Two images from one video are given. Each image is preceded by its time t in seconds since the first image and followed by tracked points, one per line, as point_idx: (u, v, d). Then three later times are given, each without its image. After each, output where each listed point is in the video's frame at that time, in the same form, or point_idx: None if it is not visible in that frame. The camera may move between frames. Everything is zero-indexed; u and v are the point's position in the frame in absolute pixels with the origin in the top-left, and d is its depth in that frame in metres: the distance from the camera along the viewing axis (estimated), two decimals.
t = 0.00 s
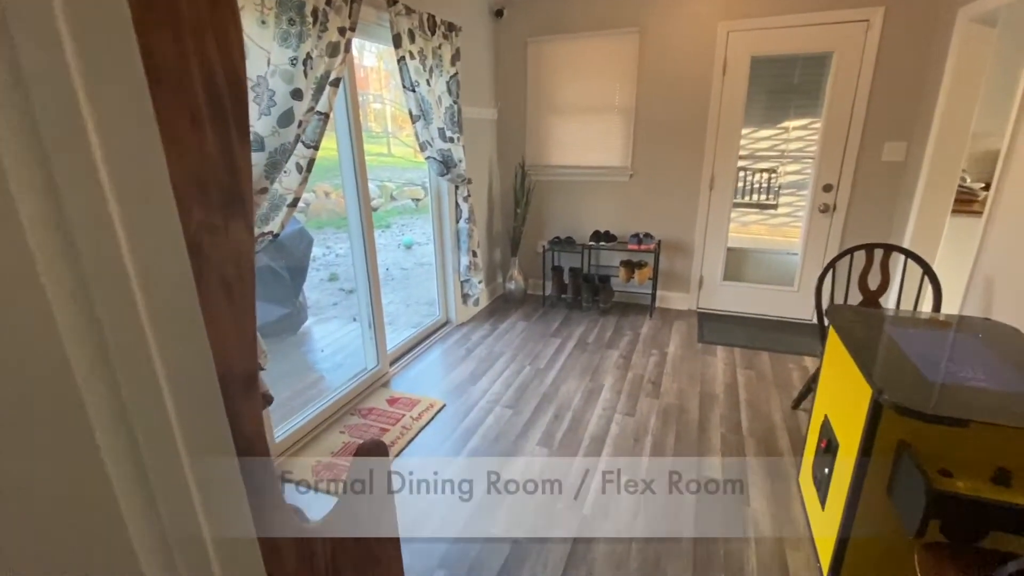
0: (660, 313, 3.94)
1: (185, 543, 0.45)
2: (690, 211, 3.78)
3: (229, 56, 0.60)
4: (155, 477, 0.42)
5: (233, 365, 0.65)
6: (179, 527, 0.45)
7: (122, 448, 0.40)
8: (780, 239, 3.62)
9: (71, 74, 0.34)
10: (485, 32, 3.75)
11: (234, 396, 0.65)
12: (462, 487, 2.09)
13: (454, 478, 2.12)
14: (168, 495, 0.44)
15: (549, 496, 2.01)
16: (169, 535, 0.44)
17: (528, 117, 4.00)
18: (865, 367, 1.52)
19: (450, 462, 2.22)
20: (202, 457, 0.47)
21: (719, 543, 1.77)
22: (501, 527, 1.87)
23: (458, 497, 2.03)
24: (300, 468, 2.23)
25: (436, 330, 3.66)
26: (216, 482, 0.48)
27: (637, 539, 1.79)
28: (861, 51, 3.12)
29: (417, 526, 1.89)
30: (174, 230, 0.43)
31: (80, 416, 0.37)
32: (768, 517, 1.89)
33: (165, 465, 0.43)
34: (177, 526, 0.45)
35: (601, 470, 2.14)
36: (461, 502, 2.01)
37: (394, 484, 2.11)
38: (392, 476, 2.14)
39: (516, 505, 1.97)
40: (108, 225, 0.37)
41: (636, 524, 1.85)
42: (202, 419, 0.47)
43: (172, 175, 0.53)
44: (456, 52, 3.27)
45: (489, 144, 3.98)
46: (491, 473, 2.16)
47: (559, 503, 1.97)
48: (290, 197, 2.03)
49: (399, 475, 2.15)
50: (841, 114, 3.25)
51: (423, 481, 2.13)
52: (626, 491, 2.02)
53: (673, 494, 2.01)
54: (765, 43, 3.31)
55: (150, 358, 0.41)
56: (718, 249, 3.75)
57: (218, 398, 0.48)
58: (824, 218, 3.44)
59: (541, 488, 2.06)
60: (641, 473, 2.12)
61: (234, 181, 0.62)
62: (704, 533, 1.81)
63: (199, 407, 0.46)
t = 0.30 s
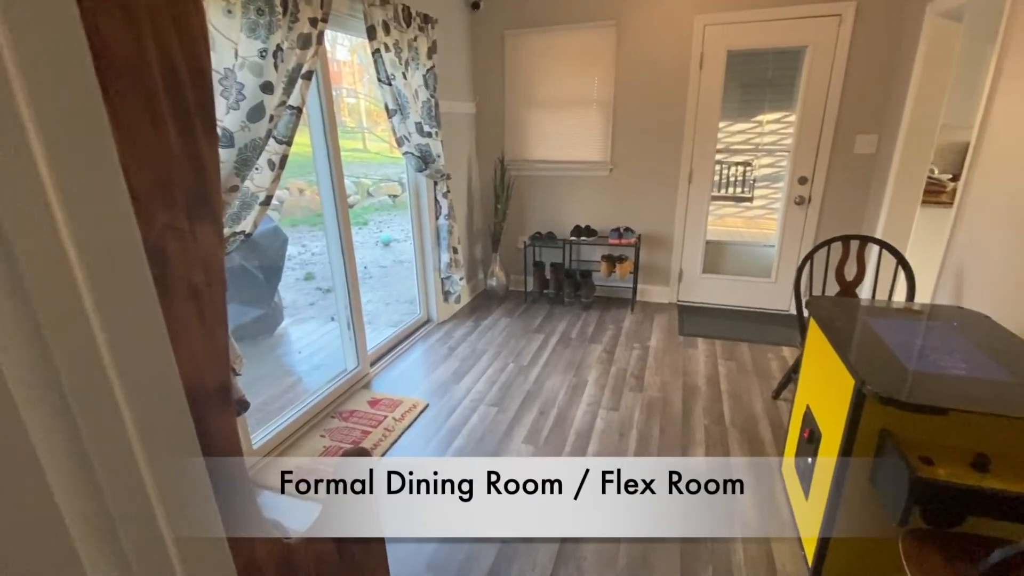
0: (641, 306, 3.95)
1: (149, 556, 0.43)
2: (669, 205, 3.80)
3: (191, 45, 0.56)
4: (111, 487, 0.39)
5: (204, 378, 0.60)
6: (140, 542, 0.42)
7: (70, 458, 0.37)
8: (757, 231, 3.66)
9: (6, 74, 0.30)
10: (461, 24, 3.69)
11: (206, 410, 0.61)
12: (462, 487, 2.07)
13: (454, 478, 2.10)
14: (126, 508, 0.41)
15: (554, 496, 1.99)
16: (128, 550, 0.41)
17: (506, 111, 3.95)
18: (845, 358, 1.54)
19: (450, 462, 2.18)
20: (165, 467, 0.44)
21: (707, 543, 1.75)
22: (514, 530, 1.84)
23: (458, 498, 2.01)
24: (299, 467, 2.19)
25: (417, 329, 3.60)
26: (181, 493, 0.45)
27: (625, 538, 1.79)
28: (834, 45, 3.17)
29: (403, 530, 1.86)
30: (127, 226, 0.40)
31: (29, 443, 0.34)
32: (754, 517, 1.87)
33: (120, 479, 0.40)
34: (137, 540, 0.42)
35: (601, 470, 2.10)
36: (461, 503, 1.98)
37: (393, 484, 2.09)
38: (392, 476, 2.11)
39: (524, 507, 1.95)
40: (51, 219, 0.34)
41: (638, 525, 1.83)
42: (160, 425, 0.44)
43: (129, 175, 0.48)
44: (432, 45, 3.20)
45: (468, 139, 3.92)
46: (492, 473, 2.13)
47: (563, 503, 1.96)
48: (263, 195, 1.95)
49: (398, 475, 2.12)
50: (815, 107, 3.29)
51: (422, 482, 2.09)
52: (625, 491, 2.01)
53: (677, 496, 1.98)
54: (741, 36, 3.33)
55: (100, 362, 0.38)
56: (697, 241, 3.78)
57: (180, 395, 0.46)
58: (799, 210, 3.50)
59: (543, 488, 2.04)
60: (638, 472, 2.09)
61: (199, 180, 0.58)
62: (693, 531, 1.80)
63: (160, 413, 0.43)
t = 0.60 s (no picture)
0: (618, 301, 3.98)
1: None
2: (644, 200, 3.83)
3: (145, 34, 0.51)
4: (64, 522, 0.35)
5: (167, 390, 0.56)
6: None
7: (19, 492, 0.32)
8: (730, 225, 3.72)
9: None
10: (433, 18, 3.62)
11: (169, 424, 0.56)
12: (462, 487, 2.05)
13: (454, 478, 2.08)
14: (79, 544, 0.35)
15: (554, 497, 1.98)
16: None
17: (481, 106, 3.92)
18: (819, 348, 1.56)
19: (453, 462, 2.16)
20: (125, 479, 0.38)
21: (688, 543, 1.76)
22: (517, 530, 1.83)
23: (458, 498, 1.99)
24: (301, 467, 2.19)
25: (394, 329, 3.55)
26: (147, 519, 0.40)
27: (606, 538, 1.79)
28: (803, 42, 3.23)
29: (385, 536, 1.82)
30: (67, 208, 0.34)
31: None
32: (733, 518, 1.86)
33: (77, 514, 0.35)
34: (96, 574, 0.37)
35: (601, 470, 2.09)
36: (461, 503, 1.97)
37: (393, 484, 2.07)
38: (392, 476, 2.10)
39: (525, 508, 1.93)
40: None
41: (643, 526, 1.83)
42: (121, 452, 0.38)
43: (74, 174, 0.43)
44: (404, 39, 3.13)
45: (442, 134, 3.87)
46: (492, 473, 2.11)
47: (563, 504, 1.95)
48: (229, 194, 1.88)
49: (398, 475, 2.10)
50: (785, 103, 3.35)
51: (422, 482, 2.08)
52: (625, 491, 2.00)
53: (677, 497, 1.97)
54: (713, 33, 3.36)
55: (41, 368, 0.32)
56: (672, 236, 3.82)
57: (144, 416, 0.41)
58: (770, 204, 3.57)
59: (543, 488, 2.03)
60: (639, 471, 2.09)
61: (157, 180, 0.53)
62: (676, 531, 1.80)
63: (121, 431, 0.38)
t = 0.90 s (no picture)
0: (597, 299, 4.00)
1: (37, 554, 0.40)
2: (621, 198, 3.85)
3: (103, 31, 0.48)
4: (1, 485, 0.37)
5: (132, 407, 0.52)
6: (27, 541, 0.39)
7: None
8: (704, 223, 3.78)
9: None
10: (406, 15, 3.57)
11: (134, 444, 0.52)
12: (462, 487, 2.04)
13: (454, 478, 2.07)
14: (10, 507, 0.38)
15: (554, 497, 1.97)
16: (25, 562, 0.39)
17: (456, 105, 3.88)
18: (793, 341, 1.59)
19: (452, 461, 2.15)
20: (65, 460, 0.41)
21: (673, 547, 1.74)
22: (516, 530, 1.83)
23: (458, 498, 1.98)
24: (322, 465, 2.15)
25: (372, 331, 3.49)
26: (85, 489, 0.43)
27: (592, 538, 1.79)
28: (772, 43, 3.30)
29: (365, 542, 1.79)
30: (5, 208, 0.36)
31: None
32: (715, 519, 1.86)
33: (5, 479, 0.37)
34: (27, 536, 0.39)
35: (601, 470, 2.09)
36: (461, 503, 1.96)
37: (393, 484, 2.06)
38: (392, 476, 2.08)
39: (525, 508, 1.93)
40: None
41: (641, 526, 1.83)
42: (61, 424, 0.40)
43: (25, 181, 0.40)
44: (377, 36, 3.08)
45: (418, 133, 3.82)
46: (492, 473, 2.10)
47: (563, 504, 1.94)
48: (197, 196, 1.81)
49: (398, 475, 2.09)
50: (756, 102, 3.42)
51: (422, 482, 2.07)
52: (626, 492, 2.00)
53: (678, 497, 1.97)
54: (685, 32, 3.40)
55: None
56: (649, 234, 3.86)
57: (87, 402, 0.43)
58: (743, 201, 3.63)
59: (543, 488, 2.02)
60: (640, 472, 2.08)
61: (116, 182, 0.50)
62: (659, 531, 1.81)
63: (58, 407, 0.40)
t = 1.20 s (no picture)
0: (577, 298, 4.02)
1: None
2: (600, 198, 3.88)
3: (61, 33, 0.47)
4: None
5: (101, 421, 0.50)
6: None
7: None
8: (681, 221, 3.83)
9: None
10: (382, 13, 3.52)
11: (102, 459, 0.50)
12: (462, 487, 2.03)
13: (454, 478, 2.06)
14: None
15: (555, 497, 1.97)
16: None
17: (434, 104, 3.85)
18: (772, 338, 1.62)
19: (452, 462, 2.15)
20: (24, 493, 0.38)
21: (658, 546, 1.75)
22: (518, 530, 1.83)
23: (458, 498, 1.98)
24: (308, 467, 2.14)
25: (351, 334, 3.44)
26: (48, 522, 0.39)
27: (579, 538, 1.78)
28: (745, 45, 3.36)
29: (348, 550, 1.76)
30: None
31: None
32: (700, 518, 1.86)
33: None
34: None
35: (601, 470, 2.09)
36: (461, 503, 1.96)
37: (393, 484, 2.05)
38: (392, 476, 2.08)
39: (525, 508, 1.92)
40: None
41: (642, 527, 1.83)
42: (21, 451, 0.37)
43: None
44: (352, 35, 3.02)
45: (395, 133, 3.77)
46: (493, 472, 2.09)
47: (563, 504, 1.94)
48: (166, 199, 1.75)
49: (398, 475, 2.08)
50: (730, 103, 3.48)
51: (422, 482, 2.06)
52: (626, 491, 2.00)
53: (678, 497, 1.97)
54: (661, 33, 3.44)
55: None
56: (628, 233, 3.89)
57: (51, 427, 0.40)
58: (719, 200, 3.69)
59: (543, 488, 2.02)
60: (638, 472, 2.08)
61: (78, 189, 0.47)
62: (645, 531, 1.81)
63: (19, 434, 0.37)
